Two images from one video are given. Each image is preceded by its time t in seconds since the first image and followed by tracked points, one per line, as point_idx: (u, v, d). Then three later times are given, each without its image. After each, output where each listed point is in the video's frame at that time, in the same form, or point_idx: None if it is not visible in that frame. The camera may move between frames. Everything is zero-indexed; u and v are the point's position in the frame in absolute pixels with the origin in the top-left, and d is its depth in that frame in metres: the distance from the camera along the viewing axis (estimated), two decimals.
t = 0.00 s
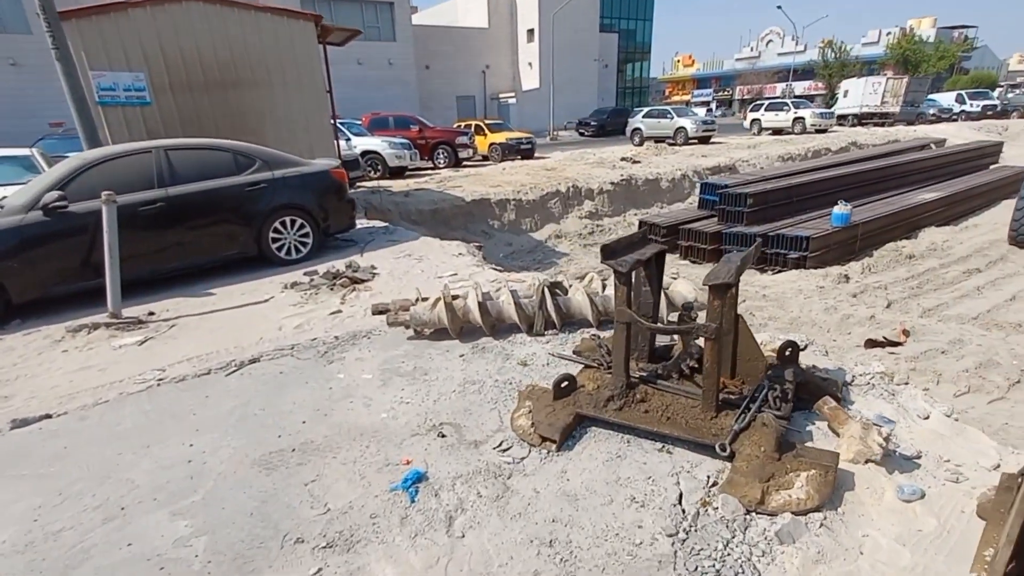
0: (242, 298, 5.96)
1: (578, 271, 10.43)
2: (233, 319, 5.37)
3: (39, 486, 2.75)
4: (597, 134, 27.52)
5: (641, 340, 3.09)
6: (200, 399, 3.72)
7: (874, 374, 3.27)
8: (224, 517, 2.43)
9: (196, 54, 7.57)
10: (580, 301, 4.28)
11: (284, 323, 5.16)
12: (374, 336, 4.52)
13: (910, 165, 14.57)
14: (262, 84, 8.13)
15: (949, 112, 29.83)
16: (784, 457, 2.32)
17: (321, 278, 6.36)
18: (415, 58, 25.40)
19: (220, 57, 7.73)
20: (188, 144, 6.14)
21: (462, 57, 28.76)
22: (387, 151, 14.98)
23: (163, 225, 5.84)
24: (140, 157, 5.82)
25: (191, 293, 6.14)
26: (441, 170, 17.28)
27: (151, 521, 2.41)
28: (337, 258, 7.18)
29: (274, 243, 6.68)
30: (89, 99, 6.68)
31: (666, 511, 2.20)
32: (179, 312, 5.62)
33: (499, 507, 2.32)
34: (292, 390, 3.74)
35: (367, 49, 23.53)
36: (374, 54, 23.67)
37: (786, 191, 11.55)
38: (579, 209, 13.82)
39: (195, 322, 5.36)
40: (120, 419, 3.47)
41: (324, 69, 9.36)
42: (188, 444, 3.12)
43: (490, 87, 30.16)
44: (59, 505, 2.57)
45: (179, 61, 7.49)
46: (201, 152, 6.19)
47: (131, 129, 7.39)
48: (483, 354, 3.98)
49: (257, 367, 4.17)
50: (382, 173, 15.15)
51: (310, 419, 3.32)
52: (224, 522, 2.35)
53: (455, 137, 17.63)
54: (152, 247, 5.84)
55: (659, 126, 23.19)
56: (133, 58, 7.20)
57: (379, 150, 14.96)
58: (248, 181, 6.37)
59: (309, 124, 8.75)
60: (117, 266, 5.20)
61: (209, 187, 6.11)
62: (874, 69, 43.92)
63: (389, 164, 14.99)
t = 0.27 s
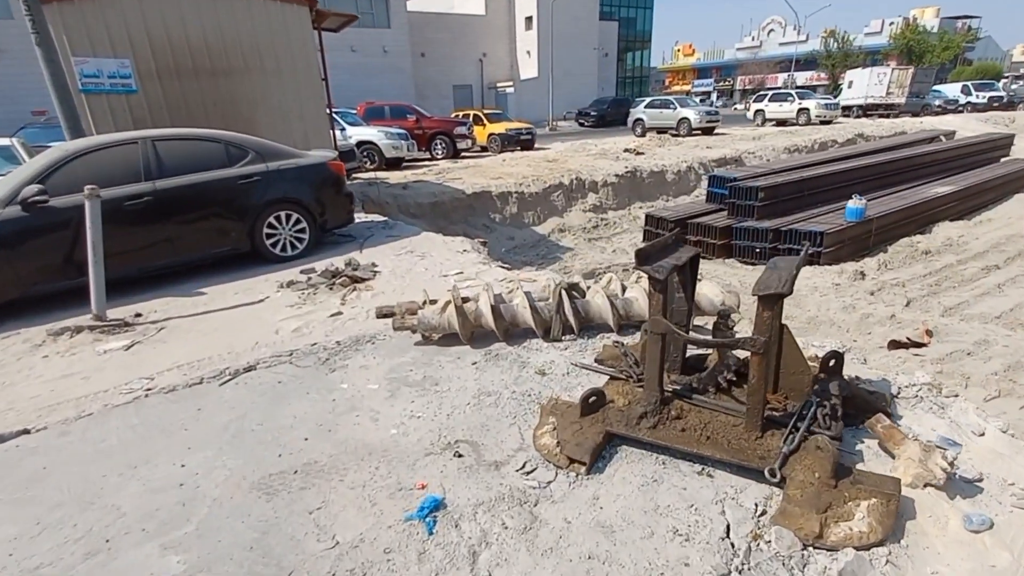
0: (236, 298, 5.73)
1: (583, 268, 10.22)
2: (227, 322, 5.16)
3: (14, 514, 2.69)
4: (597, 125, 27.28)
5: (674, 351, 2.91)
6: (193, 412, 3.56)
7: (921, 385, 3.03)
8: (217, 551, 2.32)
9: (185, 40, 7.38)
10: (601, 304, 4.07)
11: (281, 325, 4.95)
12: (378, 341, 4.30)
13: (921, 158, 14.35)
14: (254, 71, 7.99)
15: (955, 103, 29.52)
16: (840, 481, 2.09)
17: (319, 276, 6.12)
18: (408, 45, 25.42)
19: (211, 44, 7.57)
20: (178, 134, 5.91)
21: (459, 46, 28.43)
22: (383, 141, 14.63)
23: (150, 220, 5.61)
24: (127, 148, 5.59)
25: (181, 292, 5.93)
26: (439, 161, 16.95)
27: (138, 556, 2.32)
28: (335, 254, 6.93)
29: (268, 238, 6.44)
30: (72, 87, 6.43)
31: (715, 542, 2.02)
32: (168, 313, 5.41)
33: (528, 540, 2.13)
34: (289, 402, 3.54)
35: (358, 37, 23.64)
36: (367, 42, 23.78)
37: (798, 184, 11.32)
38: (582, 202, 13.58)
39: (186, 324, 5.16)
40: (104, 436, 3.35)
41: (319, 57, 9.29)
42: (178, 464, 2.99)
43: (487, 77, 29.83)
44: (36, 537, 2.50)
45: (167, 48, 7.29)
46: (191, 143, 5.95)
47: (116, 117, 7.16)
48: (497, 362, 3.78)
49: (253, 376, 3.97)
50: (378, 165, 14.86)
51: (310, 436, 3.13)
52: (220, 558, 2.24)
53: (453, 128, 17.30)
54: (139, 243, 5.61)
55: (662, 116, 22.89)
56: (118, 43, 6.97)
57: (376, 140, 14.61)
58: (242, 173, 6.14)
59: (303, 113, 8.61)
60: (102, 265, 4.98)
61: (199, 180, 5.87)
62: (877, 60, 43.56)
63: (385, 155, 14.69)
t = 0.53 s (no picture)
0: (221, 294, 5.46)
1: (578, 261, 10.03)
2: (212, 319, 4.89)
3: None
4: (585, 114, 27.04)
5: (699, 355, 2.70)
6: (177, 419, 3.31)
7: (960, 389, 2.82)
8: None
9: (166, 24, 7.08)
10: (610, 302, 3.85)
11: (269, 323, 4.69)
12: (373, 340, 4.05)
13: (919, 147, 14.21)
14: (238, 58, 7.69)
15: (946, 90, 29.49)
16: (892, 506, 1.87)
17: (308, 269, 5.84)
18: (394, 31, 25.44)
19: (193, 28, 7.28)
20: (160, 121, 5.60)
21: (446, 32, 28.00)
22: (371, 129, 14.23)
23: (129, 211, 5.31)
24: (106, 135, 5.28)
25: (163, 287, 5.64)
26: (427, 149, 16.54)
27: None
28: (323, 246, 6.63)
29: (254, 230, 6.16)
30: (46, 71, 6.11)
31: None
32: (150, 309, 5.13)
33: (550, 573, 1.96)
34: (279, 409, 3.30)
35: (342, 24, 23.76)
36: (352, 28, 23.87)
37: (797, 173, 11.13)
38: (575, 191, 13.35)
39: (169, 321, 4.90)
40: (80, 446, 3.10)
41: (305, 43, 8.94)
42: (159, 480, 2.76)
43: (475, 63, 29.44)
44: (3, 565, 2.29)
45: (148, 32, 7.00)
46: (171, 129, 5.63)
47: (95, 103, 6.84)
48: (501, 364, 3.55)
49: (241, 380, 3.70)
50: (367, 154, 14.48)
51: (304, 449, 2.89)
52: None
53: (441, 115, 16.95)
54: (118, 236, 5.32)
55: (652, 104, 22.64)
56: (96, 26, 6.63)
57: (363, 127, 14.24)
58: (227, 162, 5.84)
59: (290, 101, 8.28)
60: (79, 259, 4.69)
61: (182, 169, 5.58)
62: (867, 47, 43.51)
63: (374, 144, 14.29)
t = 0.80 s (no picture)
0: (202, 284, 5.15)
1: (566, 249, 9.82)
2: (192, 312, 4.60)
3: None
4: (565, 98, 26.69)
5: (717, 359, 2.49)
6: (155, 424, 3.01)
7: (993, 393, 2.65)
8: None
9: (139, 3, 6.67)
10: (612, 296, 3.61)
11: (250, 317, 4.41)
12: (361, 336, 3.80)
13: (906, 131, 14.15)
14: (216, 39, 7.30)
15: (925, 74, 29.59)
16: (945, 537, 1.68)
17: (292, 258, 5.56)
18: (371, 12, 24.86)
19: (168, 8, 6.86)
20: (134, 103, 5.23)
21: (425, 13, 27.34)
22: (352, 113, 13.74)
23: (102, 198, 4.97)
24: (77, 118, 4.91)
25: (139, 277, 5.32)
26: (408, 133, 15.80)
27: None
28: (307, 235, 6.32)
29: (234, 217, 5.83)
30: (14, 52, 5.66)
31: None
32: (128, 301, 4.82)
33: None
34: (264, 412, 3.04)
35: (321, 5, 23.23)
36: (331, 11, 23.41)
37: (786, 158, 10.96)
38: (559, 176, 13.10)
39: (148, 314, 4.59)
40: (50, 455, 2.81)
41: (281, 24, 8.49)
42: (134, 495, 2.50)
43: (455, 46, 28.75)
44: None
45: (120, 11, 6.57)
46: (145, 112, 5.28)
47: (67, 87, 6.38)
48: (498, 364, 3.32)
49: (222, 379, 3.41)
50: (348, 138, 13.94)
51: (290, 459, 2.63)
52: None
53: (422, 99, 16.19)
54: (91, 224, 4.97)
55: (633, 88, 22.34)
56: (66, 4, 6.18)
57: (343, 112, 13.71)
58: (204, 147, 5.50)
59: (272, 86, 7.91)
60: (50, 250, 4.37)
61: (158, 154, 5.24)
62: (846, 31, 43.55)
63: (355, 129, 13.81)
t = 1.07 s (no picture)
0: (179, 274, 4.87)
1: (552, 234, 9.61)
2: (169, 304, 4.34)
3: None
4: (545, 80, 26.26)
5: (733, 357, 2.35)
6: (132, 430, 2.74)
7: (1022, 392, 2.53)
8: None
9: None
10: (613, 288, 3.41)
11: (231, 309, 4.16)
12: (348, 330, 3.59)
13: (888, 114, 14.15)
14: (189, 19, 7.21)
15: (901, 58, 29.71)
16: (1002, 558, 1.61)
17: (275, 246, 5.30)
18: None
19: None
20: (105, 84, 4.93)
21: None
22: (331, 96, 13.25)
23: (72, 185, 4.67)
24: (44, 102, 4.62)
25: (112, 266, 5.01)
26: (389, 116, 15.25)
27: None
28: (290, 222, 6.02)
29: (212, 203, 5.52)
30: None
31: None
32: (103, 292, 4.54)
33: None
34: (248, 414, 2.80)
35: None
36: None
37: (771, 141, 10.83)
38: (542, 159, 12.85)
39: (124, 306, 4.31)
40: (18, 463, 2.56)
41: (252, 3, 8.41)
42: (107, 508, 2.26)
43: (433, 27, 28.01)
44: None
45: None
46: (116, 94, 4.97)
47: (38, 68, 6.15)
48: (495, 359, 3.13)
49: (203, 378, 3.16)
50: (328, 122, 13.48)
51: (276, 468, 2.41)
52: None
53: (402, 81, 15.66)
54: (60, 211, 4.67)
55: (612, 71, 22.03)
56: None
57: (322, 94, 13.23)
58: (180, 130, 5.20)
59: (246, 67, 7.90)
60: (18, 238, 4.07)
61: (131, 139, 4.95)
62: (823, 14, 43.55)
63: (334, 112, 13.34)
